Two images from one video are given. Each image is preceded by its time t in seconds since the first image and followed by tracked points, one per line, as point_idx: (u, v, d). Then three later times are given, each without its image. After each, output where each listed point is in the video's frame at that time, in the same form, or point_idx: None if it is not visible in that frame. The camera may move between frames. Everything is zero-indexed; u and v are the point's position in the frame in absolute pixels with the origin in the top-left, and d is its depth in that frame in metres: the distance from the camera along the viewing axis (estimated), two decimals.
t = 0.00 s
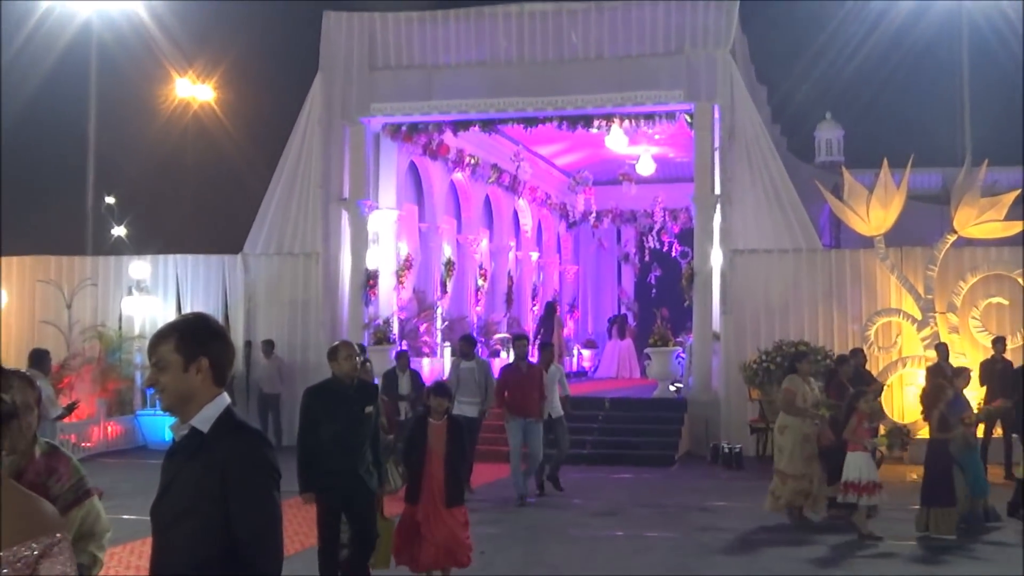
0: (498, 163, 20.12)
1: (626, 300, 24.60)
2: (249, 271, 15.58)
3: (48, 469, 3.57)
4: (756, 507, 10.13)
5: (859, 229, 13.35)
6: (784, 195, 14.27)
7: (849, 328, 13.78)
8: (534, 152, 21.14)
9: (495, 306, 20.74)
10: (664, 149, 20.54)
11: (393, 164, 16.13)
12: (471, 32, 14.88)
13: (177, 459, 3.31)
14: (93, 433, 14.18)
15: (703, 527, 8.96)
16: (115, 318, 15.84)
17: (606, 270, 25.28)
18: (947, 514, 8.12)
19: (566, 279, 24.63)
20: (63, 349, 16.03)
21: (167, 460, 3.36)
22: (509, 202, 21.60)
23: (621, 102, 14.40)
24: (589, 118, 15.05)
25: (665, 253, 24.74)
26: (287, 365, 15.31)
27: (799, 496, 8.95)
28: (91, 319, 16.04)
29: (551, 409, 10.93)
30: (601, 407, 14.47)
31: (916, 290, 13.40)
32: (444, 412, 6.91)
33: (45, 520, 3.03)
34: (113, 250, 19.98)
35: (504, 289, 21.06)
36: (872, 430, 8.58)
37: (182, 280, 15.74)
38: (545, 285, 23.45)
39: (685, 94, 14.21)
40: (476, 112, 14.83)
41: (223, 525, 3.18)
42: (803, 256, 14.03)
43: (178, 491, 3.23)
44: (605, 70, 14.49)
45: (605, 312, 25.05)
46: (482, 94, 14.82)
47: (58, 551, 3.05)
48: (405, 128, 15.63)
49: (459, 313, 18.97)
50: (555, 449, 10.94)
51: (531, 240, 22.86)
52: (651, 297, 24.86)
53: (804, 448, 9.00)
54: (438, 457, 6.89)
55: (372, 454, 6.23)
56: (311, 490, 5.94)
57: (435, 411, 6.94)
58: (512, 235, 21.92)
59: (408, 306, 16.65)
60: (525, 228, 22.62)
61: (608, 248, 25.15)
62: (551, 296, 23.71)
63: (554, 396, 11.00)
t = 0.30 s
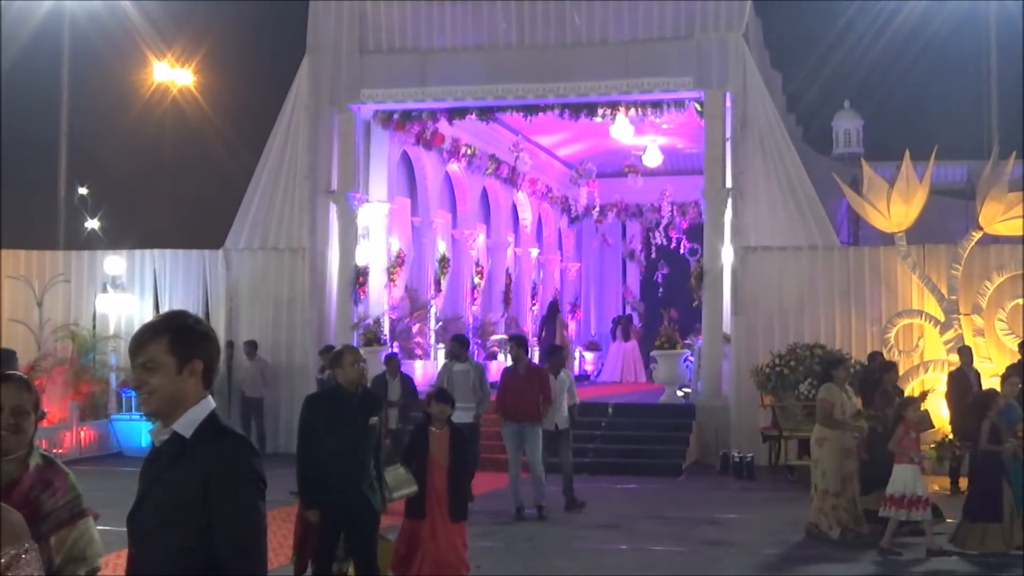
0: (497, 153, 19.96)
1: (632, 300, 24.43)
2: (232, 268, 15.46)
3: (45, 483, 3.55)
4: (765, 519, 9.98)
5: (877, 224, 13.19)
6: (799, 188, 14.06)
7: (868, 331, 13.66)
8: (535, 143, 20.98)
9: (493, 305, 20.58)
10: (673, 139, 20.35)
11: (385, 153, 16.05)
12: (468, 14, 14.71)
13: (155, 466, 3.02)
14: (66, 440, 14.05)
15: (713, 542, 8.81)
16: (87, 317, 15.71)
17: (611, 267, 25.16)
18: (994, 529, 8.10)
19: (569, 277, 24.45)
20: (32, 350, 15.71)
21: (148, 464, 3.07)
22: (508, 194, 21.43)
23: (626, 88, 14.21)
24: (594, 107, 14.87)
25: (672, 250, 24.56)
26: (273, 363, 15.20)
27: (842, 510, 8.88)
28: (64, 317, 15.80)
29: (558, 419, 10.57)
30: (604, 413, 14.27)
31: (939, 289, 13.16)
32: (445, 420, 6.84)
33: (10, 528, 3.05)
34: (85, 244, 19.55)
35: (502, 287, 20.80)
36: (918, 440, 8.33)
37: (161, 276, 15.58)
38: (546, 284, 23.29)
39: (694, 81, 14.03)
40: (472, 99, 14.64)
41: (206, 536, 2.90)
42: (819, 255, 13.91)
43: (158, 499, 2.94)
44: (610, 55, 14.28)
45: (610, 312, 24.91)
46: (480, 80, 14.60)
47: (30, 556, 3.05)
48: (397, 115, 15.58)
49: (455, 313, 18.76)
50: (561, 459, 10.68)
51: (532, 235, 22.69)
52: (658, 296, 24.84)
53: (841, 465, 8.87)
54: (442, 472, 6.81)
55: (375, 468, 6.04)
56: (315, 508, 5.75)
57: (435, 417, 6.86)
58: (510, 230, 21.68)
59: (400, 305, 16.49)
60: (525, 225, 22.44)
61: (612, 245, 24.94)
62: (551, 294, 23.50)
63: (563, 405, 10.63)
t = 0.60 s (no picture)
0: (494, 151, 19.96)
1: (629, 298, 24.48)
2: (229, 266, 15.46)
3: (74, 484, 3.60)
4: (761, 517, 10.02)
5: (875, 224, 13.22)
6: (797, 187, 14.07)
7: (865, 330, 13.66)
8: (533, 141, 20.97)
9: (490, 304, 20.61)
10: (671, 138, 20.35)
11: (382, 152, 15.96)
12: (464, 12, 14.70)
13: (156, 465, 3.01)
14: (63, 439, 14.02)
15: (710, 540, 8.84)
16: (84, 315, 15.68)
17: (608, 266, 25.17)
18: None
19: (566, 276, 24.52)
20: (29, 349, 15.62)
21: (149, 462, 3.06)
22: (504, 192, 21.42)
23: (623, 87, 14.21)
24: (591, 105, 14.85)
25: (669, 248, 24.60)
26: (268, 361, 15.24)
27: (846, 511, 8.76)
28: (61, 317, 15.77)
29: (564, 415, 10.49)
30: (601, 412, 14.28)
31: (935, 288, 13.19)
32: (454, 420, 6.87)
33: (8, 528, 2.98)
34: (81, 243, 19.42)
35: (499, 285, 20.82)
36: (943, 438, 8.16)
37: (157, 275, 15.58)
38: (543, 282, 23.32)
39: (691, 80, 14.03)
40: (470, 99, 14.64)
41: (206, 537, 2.89)
42: (816, 254, 13.92)
43: (160, 498, 2.94)
44: (609, 53, 14.27)
45: (607, 310, 24.94)
46: (478, 80, 14.59)
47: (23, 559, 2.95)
48: (394, 114, 15.57)
49: (452, 311, 18.78)
50: (563, 458, 10.65)
51: (529, 234, 22.68)
52: (655, 294, 24.82)
53: (862, 463, 8.78)
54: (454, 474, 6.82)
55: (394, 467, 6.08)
56: (322, 505, 5.71)
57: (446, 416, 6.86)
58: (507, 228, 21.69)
59: (397, 303, 16.52)
60: (524, 224, 22.43)
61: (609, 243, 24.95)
62: (549, 292, 23.51)
63: (569, 401, 10.51)
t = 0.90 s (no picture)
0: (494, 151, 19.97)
1: (628, 298, 24.48)
2: (229, 266, 15.47)
3: (81, 484, 3.60)
4: (761, 517, 10.01)
5: (875, 224, 13.21)
6: (797, 187, 14.07)
7: (865, 330, 13.67)
8: (532, 141, 20.98)
9: (490, 303, 20.62)
10: (672, 138, 20.34)
11: (383, 151, 15.95)
12: (464, 13, 14.69)
13: (159, 463, 3.01)
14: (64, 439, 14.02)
15: (710, 540, 8.83)
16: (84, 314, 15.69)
17: (609, 266, 25.17)
18: None
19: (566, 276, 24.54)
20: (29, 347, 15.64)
21: (150, 461, 3.07)
22: (504, 192, 21.42)
23: (624, 87, 14.20)
24: (592, 105, 14.85)
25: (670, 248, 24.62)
26: (268, 361, 15.25)
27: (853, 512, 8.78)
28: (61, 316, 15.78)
29: (571, 415, 10.41)
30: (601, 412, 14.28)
31: (935, 288, 13.20)
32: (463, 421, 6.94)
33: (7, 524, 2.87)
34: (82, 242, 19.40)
35: (499, 285, 20.83)
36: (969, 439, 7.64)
37: (157, 274, 15.58)
38: (543, 282, 23.34)
39: (692, 80, 14.03)
40: (470, 98, 14.63)
41: (208, 534, 2.89)
42: (816, 254, 13.92)
43: (161, 497, 2.94)
44: (609, 52, 14.27)
45: (607, 310, 24.94)
46: (479, 79, 14.59)
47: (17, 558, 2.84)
48: (394, 113, 15.54)
49: (451, 311, 18.79)
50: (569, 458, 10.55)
51: (529, 234, 22.69)
52: (655, 294, 24.79)
53: (881, 465, 8.79)
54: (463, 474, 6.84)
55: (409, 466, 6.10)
56: (343, 506, 5.75)
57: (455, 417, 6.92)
58: (507, 228, 21.70)
59: (397, 302, 16.56)
60: (524, 224, 22.42)
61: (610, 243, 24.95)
62: (549, 292, 23.53)
63: (575, 401, 10.48)
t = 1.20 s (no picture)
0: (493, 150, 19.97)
1: (627, 296, 24.49)
2: (228, 264, 15.48)
3: (80, 481, 3.60)
4: (759, 515, 10.02)
5: (875, 223, 13.21)
6: (796, 185, 14.07)
7: (863, 328, 13.67)
8: (531, 140, 20.98)
9: (489, 302, 20.63)
10: (671, 136, 20.33)
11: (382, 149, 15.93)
12: (463, 11, 14.68)
13: (155, 463, 3.00)
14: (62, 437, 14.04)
15: (708, 538, 8.84)
16: (83, 312, 15.71)
17: (608, 264, 25.16)
18: None
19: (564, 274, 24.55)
20: (28, 345, 15.64)
21: (148, 460, 3.05)
22: (504, 190, 21.41)
23: (623, 86, 14.20)
24: (592, 103, 14.85)
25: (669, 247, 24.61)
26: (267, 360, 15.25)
27: (883, 511, 8.62)
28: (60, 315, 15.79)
29: (575, 418, 10.45)
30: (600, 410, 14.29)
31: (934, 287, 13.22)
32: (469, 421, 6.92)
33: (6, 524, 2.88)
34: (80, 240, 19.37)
35: (498, 283, 20.83)
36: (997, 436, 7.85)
37: (155, 272, 15.57)
38: (542, 280, 23.35)
39: (691, 79, 14.03)
40: (468, 96, 14.62)
41: (204, 534, 2.89)
42: (815, 252, 13.91)
43: (159, 494, 2.94)
44: (609, 51, 14.27)
45: (606, 308, 24.93)
46: (478, 78, 14.58)
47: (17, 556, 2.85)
48: (393, 111, 15.50)
49: (450, 309, 18.79)
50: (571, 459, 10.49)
51: (528, 233, 22.69)
52: (654, 292, 24.78)
53: (912, 463, 8.67)
54: (469, 473, 6.81)
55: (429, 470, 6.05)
56: (364, 514, 5.76)
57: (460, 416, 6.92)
58: (506, 226, 21.70)
59: (396, 301, 16.56)
60: (523, 223, 22.41)
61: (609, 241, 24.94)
62: (547, 290, 23.54)
63: (575, 400, 10.48)
